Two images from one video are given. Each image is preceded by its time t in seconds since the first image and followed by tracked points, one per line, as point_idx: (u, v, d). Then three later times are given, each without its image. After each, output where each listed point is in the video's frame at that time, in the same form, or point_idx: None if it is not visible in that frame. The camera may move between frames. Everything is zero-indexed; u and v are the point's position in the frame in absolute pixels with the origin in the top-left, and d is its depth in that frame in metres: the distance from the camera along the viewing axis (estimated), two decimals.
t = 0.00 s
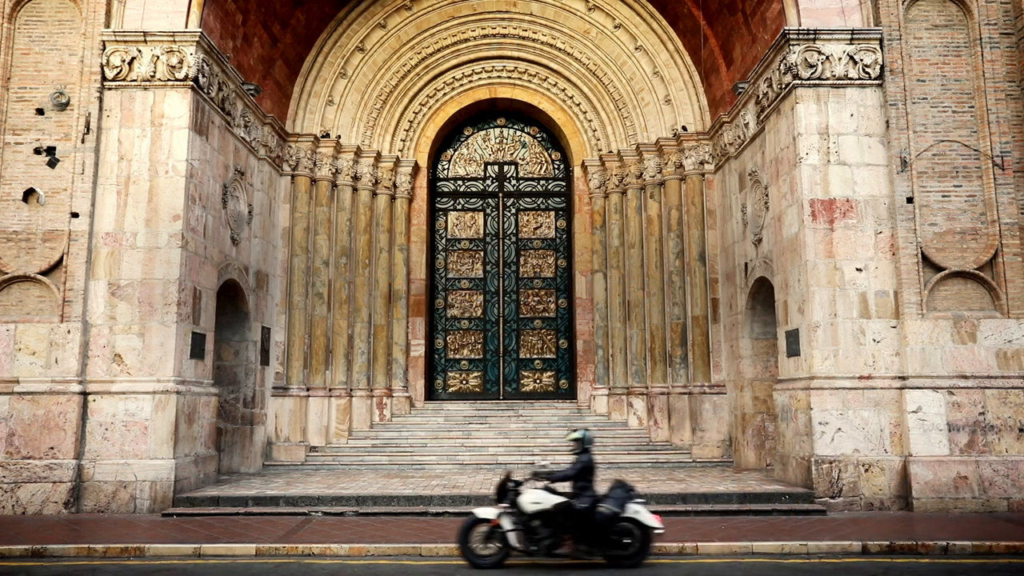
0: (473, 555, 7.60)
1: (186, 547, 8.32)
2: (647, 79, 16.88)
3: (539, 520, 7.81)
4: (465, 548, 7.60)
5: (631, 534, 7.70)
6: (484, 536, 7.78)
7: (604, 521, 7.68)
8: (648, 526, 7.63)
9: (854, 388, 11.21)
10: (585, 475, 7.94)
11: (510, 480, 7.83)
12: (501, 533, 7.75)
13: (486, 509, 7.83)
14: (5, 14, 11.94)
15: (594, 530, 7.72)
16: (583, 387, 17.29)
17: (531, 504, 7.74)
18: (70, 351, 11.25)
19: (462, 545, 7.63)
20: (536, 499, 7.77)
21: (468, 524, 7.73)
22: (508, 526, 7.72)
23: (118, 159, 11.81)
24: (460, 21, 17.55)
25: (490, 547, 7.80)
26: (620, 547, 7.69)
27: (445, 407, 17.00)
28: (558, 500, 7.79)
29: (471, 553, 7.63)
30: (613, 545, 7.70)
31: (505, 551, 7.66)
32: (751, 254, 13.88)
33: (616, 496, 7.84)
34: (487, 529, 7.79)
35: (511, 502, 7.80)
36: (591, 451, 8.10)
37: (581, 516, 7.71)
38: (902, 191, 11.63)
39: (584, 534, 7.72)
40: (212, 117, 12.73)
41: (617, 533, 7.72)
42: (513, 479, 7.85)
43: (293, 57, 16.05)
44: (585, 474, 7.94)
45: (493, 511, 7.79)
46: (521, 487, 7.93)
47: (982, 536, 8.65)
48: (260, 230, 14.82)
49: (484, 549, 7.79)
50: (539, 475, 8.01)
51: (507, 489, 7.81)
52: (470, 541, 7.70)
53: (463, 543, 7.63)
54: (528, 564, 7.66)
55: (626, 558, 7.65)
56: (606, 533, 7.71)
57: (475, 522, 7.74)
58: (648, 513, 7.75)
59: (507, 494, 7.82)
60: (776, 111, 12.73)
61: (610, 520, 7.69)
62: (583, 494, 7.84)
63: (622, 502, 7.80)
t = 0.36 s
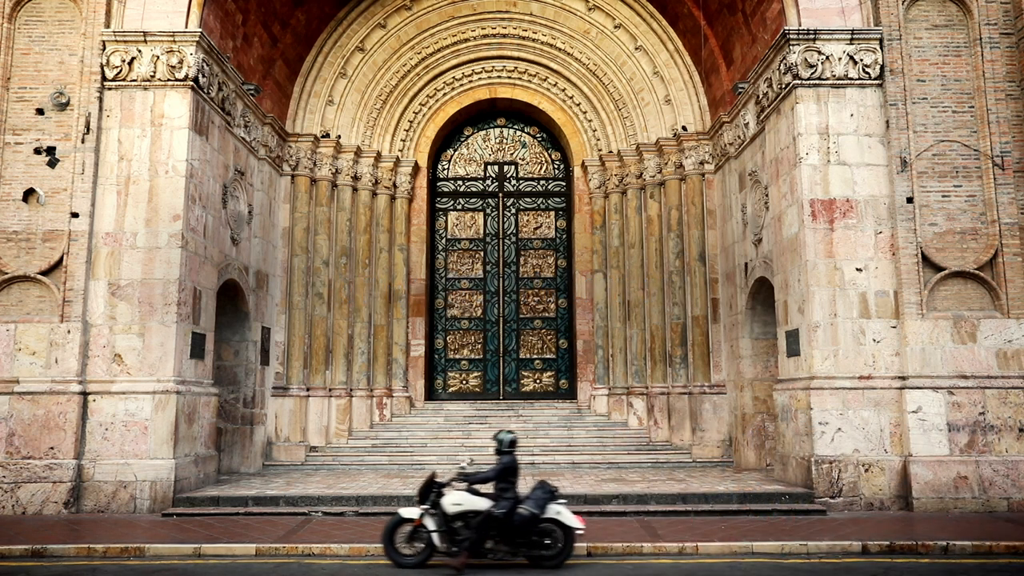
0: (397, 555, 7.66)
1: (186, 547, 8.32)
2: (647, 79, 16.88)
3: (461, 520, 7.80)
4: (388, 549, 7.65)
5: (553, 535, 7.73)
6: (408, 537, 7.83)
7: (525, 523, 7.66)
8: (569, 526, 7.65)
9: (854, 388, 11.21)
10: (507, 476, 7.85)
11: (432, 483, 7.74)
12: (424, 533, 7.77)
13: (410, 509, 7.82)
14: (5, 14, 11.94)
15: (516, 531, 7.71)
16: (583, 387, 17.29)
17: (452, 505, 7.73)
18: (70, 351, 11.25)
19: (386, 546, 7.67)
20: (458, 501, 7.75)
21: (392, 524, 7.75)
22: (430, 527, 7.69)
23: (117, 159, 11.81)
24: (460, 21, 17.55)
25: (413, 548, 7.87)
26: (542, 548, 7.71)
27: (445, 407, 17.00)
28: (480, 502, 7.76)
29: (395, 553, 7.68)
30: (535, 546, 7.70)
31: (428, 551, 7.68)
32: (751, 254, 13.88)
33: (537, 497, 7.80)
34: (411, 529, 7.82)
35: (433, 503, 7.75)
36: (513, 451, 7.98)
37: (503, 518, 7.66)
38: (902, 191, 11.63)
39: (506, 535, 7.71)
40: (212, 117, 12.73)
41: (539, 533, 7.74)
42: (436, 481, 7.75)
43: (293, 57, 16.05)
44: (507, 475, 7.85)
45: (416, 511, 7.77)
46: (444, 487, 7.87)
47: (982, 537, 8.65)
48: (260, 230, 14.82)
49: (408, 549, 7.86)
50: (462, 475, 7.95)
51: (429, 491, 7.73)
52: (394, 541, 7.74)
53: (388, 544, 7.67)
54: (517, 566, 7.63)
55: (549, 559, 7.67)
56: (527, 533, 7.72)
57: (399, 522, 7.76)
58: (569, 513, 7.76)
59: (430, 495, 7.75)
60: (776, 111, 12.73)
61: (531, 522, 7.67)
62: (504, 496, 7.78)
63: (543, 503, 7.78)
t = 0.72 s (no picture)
0: (344, 552, 7.74)
1: (186, 547, 8.32)
2: (647, 79, 16.88)
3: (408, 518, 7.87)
4: (336, 548, 7.73)
5: (499, 534, 7.78)
6: (356, 535, 7.87)
7: (471, 522, 7.69)
8: (515, 525, 7.69)
9: (854, 388, 11.21)
10: (454, 476, 7.89)
11: (380, 481, 7.84)
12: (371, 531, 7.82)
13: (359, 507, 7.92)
14: (5, 14, 11.94)
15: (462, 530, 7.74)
16: (583, 387, 17.29)
17: (398, 503, 7.80)
18: (70, 351, 11.25)
19: (334, 544, 7.75)
20: (405, 498, 7.82)
21: (339, 522, 7.83)
22: (377, 524, 7.76)
23: (118, 159, 11.80)
24: (460, 21, 17.55)
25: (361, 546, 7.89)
26: (488, 547, 7.73)
27: (445, 407, 17.00)
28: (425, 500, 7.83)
29: (342, 551, 7.75)
30: (481, 546, 7.73)
31: (374, 550, 7.74)
32: (751, 254, 13.89)
33: (483, 496, 7.84)
34: (358, 527, 7.88)
35: (380, 501, 7.83)
36: (461, 450, 8.05)
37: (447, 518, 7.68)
38: (902, 191, 11.63)
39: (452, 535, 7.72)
40: (212, 117, 12.72)
41: (485, 532, 7.77)
42: (383, 478, 7.86)
43: (293, 57, 16.05)
44: (454, 474, 7.89)
45: (365, 509, 7.84)
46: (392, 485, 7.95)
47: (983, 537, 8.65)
48: (260, 230, 14.82)
49: (356, 548, 7.89)
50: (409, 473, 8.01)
51: (377, 489, 7.83)
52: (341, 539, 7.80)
53: (336, 542, 7.75)
54: (519, 565, 7.62)
55: (494, 559, 7.70)
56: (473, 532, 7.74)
57: (347, 520, 7.84)
58: (516, 512, 7.80)
59: (378, 493, 7.84)
60: (776, 111, 12.73)
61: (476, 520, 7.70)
62: (450, 496, 7.83)
63: (489, 502, 7.81)
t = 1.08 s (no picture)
0: (312, 552, 7.76)
1: (186, 547, 8.32)
2: (647, 79, 16.88)
3: (374, 519, 7.91)
4: (303, 548, 7.75)
5: (465, 534, 7.75)
6: (323, 535, 7.88)
7: (435, 522, 7.66)
8: (481, 525, 7.67)
9: (854, 388, 11.21)
10: (419, 476, 7.83)
11: (345, 482, 7.90)
12: (338, 532, 7.85)
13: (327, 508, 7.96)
14: (5, 14, 11.93)
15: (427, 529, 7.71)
16: (583, 387, 17.29)
17: (364, 504, 7.82)
18: (70, 351, 11.25)
19: (301, 545, 7.77)
20: (371, 499, 7.83)
21: (306, 523, 7.86)
22: (344, 525, 7.82)
23: (118, 159, 11.80)
24: (460, 21, 17.55)
25: (329, 547, 7.87)
26: (454, 547, 7.72)
27: (445, 407, 17.00)
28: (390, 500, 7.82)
29: (310, 551, 7.78)
30: (447, 546, 7.72)
31: (341, 550, 7.77)
32: (751, 254, 13.88)
33: (448, 497, 7.81)
34: (325, 527, 7.90)
35: (347, 502, 7.88)
36: (427, 450, 7.99)
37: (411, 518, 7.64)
38: (902, 191, 11.63)
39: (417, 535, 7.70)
40: (212, 117, 12.72)
41: (450, 533, 7.75)
42: (349, 479, 7.91)
43: (293, 57, 16.05)
44: (419, 475, 7.82)
45: (331, 509, 7.87)
46: (359, 485, 7.98)
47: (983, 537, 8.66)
48: (260, 230, 14.82)
49: (324, 548, 7.87)
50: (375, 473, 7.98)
51: (343, 490, 7.88)
52: (310, 539, 7.83)
53: (303, 542, 7.76)
54: (519, 565, 7.61)
55: (460, 559, 7.69)
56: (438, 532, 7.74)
57: (314, 520, 7.87)
58: (482, 511, 7.79)
59: (344, 494, 7.89)
60: (776, 111, 12.73)
61: (440, 520, 7.67)
62: (416, 496, 7.76)
63: (454, 503, 7.79)
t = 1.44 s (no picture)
0: (303, 552, 7.75)
1: (186, 547, 8.32)
2: (647, 79, 16.88)
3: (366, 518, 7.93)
4: (294, 548, 7.73)
5: (456, 534, 7.75)
6: (315, 536, 7.87)
7: (427, 522, 7.63)
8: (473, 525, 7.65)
9: (855, 388, 11.21)
10: (411, 475, 7.90)
11: (339, 481, 7.86)
12: (330, 531, 7.85)
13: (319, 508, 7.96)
14: (5, 14, 11.94)
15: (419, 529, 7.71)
16: (583, 387, 17.29)
17: (357, 503, 7.83)
18: (70, 351, 11.25)
19: (292, 545, 7.75)
20: (364, 498, 7.84)
21: (298, 523, 7.85)
22: (336, 524, 7.81)
23: (118, 159, 11.80)
24: (460, 21, 17.55)
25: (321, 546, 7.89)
26: (446, 547, 7.73)
27: (445, 407, 16.99)
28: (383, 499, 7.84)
29: (301, 551, 7.76)
30: (439, 545, 7.73)
31: (332, 550, 7.78)
32: (751, 254, 13.89)
33: (440, 496, 7.81)
34: (318, 527, 7.89)
35: (339, 501, 7.85)
36: (418, 450, 8.08)
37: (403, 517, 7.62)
38: (902, 191, 11.63)
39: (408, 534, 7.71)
40: (212, 117, 12.72)
41: (442, 533, 7.75)
42: (342, 478, 7.88)
43: (293, 57, 16.05)
44: (411, 474, 7.90)
45: (323, 510, 7.87)
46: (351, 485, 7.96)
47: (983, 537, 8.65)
48: (260, 230, 14.82)
49: (316, 548, 7.88)
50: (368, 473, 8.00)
51: (336, 489, 7.83)
52: (301, 539, 7.83)
53: (294, 542, 7.75)
54: (518, 566, 7.62)
55: (452, 559, 7.70)
56: (430, 532, 7.75)
57: (306, 520, 7.87)
58: (474, 512, 7.77)
59: (336, 493, 7.85)
60: (776, 111, 12.73)
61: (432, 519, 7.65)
62: (408, 495, 7.79)
63: (447, 502, 7.79)
